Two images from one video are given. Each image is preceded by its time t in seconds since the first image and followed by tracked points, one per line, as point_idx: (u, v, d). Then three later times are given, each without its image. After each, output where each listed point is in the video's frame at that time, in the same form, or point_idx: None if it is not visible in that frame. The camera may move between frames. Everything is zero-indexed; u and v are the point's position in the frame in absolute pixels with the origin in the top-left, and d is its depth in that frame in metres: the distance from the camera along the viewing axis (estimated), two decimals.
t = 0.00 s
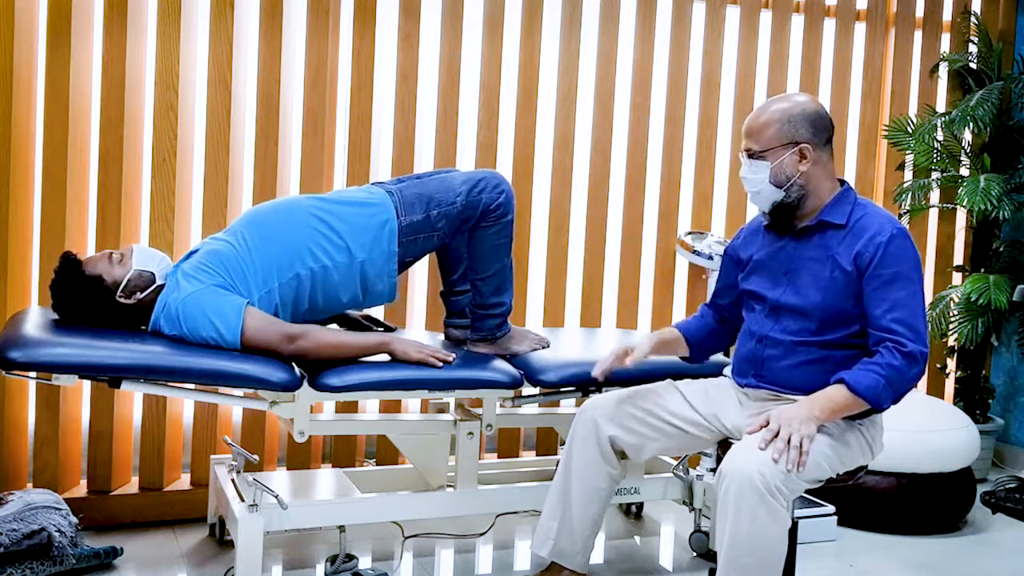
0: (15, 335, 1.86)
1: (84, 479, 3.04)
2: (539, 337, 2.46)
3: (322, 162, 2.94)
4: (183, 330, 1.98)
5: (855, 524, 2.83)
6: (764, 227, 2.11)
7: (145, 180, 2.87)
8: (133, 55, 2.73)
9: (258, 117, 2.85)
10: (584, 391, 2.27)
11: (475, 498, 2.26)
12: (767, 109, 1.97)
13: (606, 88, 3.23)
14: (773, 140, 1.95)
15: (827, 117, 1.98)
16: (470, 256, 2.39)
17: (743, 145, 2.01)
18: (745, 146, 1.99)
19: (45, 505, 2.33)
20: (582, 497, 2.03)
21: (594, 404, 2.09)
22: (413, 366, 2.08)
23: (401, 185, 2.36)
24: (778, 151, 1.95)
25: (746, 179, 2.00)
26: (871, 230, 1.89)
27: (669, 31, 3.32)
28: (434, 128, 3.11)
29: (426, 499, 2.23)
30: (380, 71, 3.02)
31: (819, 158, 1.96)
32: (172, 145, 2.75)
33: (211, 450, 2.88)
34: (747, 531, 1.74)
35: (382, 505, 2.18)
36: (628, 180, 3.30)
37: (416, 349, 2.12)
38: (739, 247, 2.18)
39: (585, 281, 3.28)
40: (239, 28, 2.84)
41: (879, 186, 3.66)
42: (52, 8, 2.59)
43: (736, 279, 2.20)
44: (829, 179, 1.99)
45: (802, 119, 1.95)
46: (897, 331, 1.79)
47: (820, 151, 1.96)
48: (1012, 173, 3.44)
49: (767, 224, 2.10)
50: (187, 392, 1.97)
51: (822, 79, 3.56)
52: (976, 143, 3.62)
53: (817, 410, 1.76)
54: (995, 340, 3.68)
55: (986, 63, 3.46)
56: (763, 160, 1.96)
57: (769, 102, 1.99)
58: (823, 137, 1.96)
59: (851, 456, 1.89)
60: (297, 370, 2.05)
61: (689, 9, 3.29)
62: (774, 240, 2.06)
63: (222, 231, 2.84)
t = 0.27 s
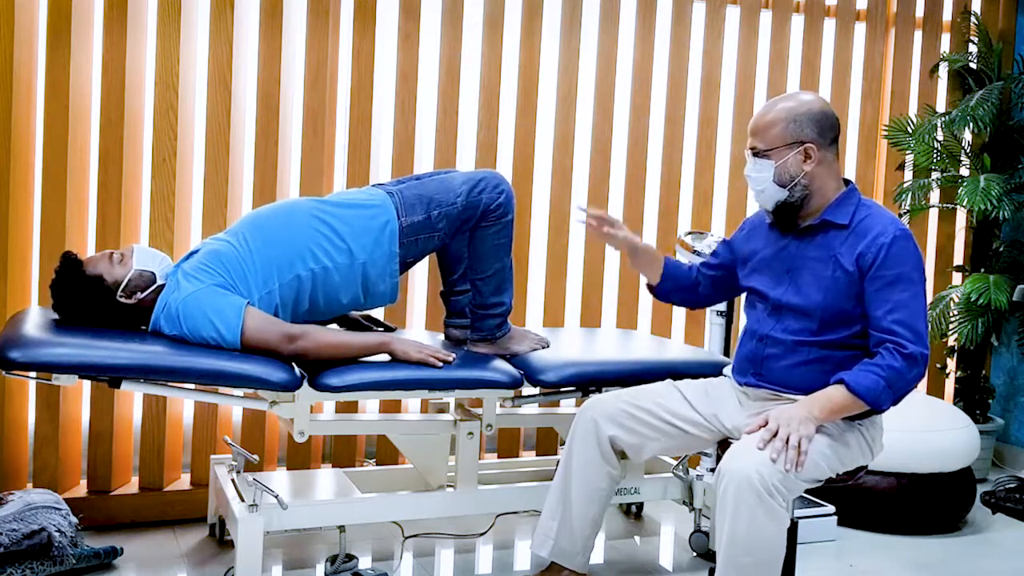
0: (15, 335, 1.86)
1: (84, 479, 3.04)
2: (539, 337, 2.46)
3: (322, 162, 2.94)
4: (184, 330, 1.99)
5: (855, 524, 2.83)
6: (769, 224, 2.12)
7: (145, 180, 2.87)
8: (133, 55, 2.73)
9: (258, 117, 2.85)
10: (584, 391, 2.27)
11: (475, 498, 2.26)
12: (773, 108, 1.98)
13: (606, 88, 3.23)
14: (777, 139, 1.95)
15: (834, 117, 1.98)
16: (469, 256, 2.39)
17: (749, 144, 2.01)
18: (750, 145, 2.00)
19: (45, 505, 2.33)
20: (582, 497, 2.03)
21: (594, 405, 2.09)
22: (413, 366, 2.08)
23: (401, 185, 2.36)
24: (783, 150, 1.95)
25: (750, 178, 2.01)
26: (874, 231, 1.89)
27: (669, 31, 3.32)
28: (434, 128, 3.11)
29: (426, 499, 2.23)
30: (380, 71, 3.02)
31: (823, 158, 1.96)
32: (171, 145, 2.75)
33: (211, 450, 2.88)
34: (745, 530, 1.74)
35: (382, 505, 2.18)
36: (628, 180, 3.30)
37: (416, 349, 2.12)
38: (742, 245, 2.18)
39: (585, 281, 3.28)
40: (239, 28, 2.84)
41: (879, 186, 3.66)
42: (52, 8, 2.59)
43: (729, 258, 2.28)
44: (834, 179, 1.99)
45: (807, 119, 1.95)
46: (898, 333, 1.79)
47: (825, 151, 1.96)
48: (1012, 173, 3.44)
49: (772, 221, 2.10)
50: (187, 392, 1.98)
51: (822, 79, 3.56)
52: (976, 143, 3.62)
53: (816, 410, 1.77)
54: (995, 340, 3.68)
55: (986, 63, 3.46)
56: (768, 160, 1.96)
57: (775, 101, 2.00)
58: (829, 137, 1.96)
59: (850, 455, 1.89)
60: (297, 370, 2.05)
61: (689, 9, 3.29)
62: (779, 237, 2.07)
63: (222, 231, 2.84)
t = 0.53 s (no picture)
0: (15, 335, 1.86)
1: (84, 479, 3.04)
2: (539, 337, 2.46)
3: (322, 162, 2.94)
4: (184, 330, 1.99)
5: (855, 524, 2.83)
6: (771, 223, 2.12)
7: (145, 180, 2.87)
8: (133, 55, 2.73)
9: (258, 117, 2.85)
10: (584, 391, 2.27)
11: (475, 498, 2.26)
12: (777, 108, 1.98)
13: (606, 88, 3.23)
14: (780, 139, 1.95)
15: (837, 118, 1.98)
16: (470, 256, 2.39)
17: (752, 144, 2.01)
18: (753, 145, 2.00)
19: (45, 506, 2.33)
20: (582, 497, 2.03)
21: (594, 405, 2.09)
22: (413, 366, 2.08)
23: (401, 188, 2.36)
24: (786, 150, 1.95)
25: (753, 177, 2.01)
26: (876, 232, 1.89)
27: (669, 31, 3.32)
28: (434, 128, 3.11)
29: (426, 499, 2.23)
30: (380, 71, 3.02)
31: (826, 158, 1.96)
32: (172, 145, 2.75)
33: (211, 450, 2.88)
34: (745, 530, 1.74)
35: (382, 505, 2.18)
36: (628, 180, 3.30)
37: (416, 349, 2.12)
38: (743, 244, 2.18)
39: (585, 281, 3.28)
40: (239, 28, 2.84)
41: (879, 186, 3.66)
42: (51, 8, 2.59)
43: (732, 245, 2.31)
44: (837, 180, 1.98)
45: (810, 120, 1.94)
46: (899, 333, 1.79)
47: (827, 152, 1.96)
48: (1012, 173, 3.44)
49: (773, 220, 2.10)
50: (187, 392, 1.97)
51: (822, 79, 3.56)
52: (976, 143, 3.62)
53: (817, 410, 1.77)
54: (995, 340, 3.68)
55: (986, 63, 3.46)
56: (770, 160, 1.97)
57: (778, 101, 2.00)
58: (832, 138, 1.96)
59: (851, 456, 1.89)
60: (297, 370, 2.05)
61: (689, 9, 3.29)
62: (781, 237, 2.07)
63: (222, 231, 2.84)
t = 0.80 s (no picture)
0: (15, 335, 1.86)
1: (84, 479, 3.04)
2: (539, 337, 2.46)
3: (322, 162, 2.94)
4: (185, 329, 1.99)
5: (855, 524, 2.83)
6: (771, 224, 2.12)
7: (145, 180, 2.87)
8: (133, 56, 2.73)
9: (258, 117, 2.85)
10: (584, 391, 2.27)
11: (475, 498, 2.26)
12: (774, 108, 1.98)
13: (606, 88, 3.23)
14: (778, 140, 1.95)
15: (834, 117, 1.98)
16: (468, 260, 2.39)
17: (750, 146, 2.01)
18: (751, 147, 2.00)
19: (45, 506, 2.33)
20: (582, 497, 2.03)
21: (594, 405, 2.09)
22: (413, 366, 2.08)
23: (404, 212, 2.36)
24: (783, 151, 1.95)
25: (751, 179, 2.01)
26: (875, 232, 1.89)
27: (669, 31, 3.32)
28: (434, 128, 3.11)
29: (426, 499, 2.23)
30: (380, 71, 3.02)
31: (824, 158, 1.96)
32: (172, 145, 2.75)
33: (211, 450, 2.88)
34: (746, 530, 1.74)
35: (382, 505, 2.18)
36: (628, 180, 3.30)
37: (416, 349, 2.12)
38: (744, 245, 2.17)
39: (585, 281, 3.29)
40: (239, 28, 2.84)
41: (879, 186, 3.66)
42: (51, 8, 2.59)
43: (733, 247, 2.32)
44: (835, 179, 1.99)
45: (807, 120, 1.95)
46: (899, 333, 1.79)
47: (825, 151, 1.96)
48: (1012, 173, 3.44)
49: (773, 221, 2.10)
50: (187, 392, 1.97)
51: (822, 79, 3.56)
52: (976, 143, 3.62)
53: (817, 410, 1.77)
54: (995, 340, 3.68)
55: (986, 63, 3.46)
56: (769, 161, 1.96)
57: (775, 103, 2.00)
58: (829, 137, 1.96)
59: (851, 456, 1.89)
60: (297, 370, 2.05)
61: (689, 9, 3.29)
62: (781, 238, 2.07)
63: (222, 230, 2.84)
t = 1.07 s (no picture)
0: (15, 335, 1.86)
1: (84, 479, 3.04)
2: (538, 336, 2.46)
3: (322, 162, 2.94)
4: (189, 327, 1.99)
5: (855, 524, 2.83)
6: (767, 226, 2.12)
7: (145, 181, 2.87)
8: (133, 56, 2.73)
9: (258, 117, 2.85)
10: (584, 391, 2.27)
11: (475, 498, 2.26)
12: (766, 112, 1.98)
13: (606, 88, 3.23)
14: (771, 143, 1.95)
15: (827, 118, 1.98)
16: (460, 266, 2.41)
17: (743, 150, 2.01)
18: (745, 151, 2.00)
19: (45, 506, 2.33)
20: (582, 497, 2.03)
21: (594, 405, 2.09)
22: (413, 366, 2.08)
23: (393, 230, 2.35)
24: (777, 154, 1.95)
25: (746, 183, 2.00)
26: (872, 232, 1.89)
27: (669, 31, 3.32)
28: (434, 128, 3.11)
29: (426, 499, 2.23)
30: (380, 71, 3.02)
31: (818, 159, 1.97)
32: (172, 145, 2.75)
33: (211, 450, 2.88)
34: (746, 530, 1.74)
35: (382, 505, 2.18)
36: (627, 180, 3.30)
37: (416, 349, 2.12)
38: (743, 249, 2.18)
39: (585, 282, 3.29)
40: (239, 28, 2.84)
41: (879, 186, 3.66)
42: (51, 8, 2.59)
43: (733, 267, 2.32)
44: (830, 180, 1.99)
45: (799, 122, 1.95)
46: (897, 332, 1.78)
47: (819, 152, 1.97)
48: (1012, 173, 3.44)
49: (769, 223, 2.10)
50: (187, 392, 1.97)
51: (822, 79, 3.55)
52: (976, 143, 3.62)
53: (817, 410, 1.76)
54: (995, 340, 3.68)
55: (986, 63, 3.46)
56: (763, 164, 1.96)
57: (766, 106, 2.00)
58: (822, 138, 1.96)
59: (851, 456, 1.89)
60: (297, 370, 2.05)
61: (689, 9, 3.29)
62: (777, 239, 2.06)
63: (221, 230, 2.84)
